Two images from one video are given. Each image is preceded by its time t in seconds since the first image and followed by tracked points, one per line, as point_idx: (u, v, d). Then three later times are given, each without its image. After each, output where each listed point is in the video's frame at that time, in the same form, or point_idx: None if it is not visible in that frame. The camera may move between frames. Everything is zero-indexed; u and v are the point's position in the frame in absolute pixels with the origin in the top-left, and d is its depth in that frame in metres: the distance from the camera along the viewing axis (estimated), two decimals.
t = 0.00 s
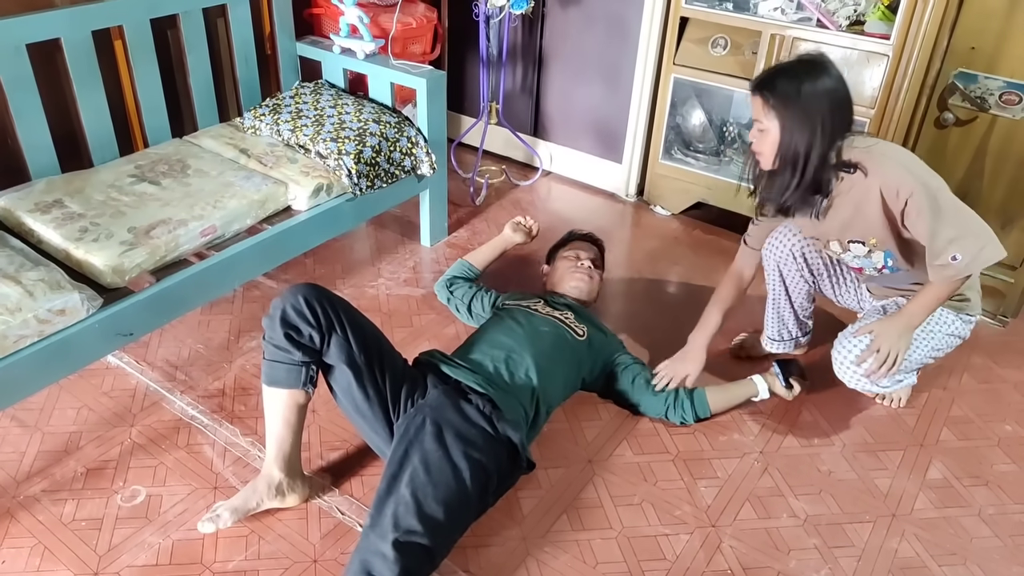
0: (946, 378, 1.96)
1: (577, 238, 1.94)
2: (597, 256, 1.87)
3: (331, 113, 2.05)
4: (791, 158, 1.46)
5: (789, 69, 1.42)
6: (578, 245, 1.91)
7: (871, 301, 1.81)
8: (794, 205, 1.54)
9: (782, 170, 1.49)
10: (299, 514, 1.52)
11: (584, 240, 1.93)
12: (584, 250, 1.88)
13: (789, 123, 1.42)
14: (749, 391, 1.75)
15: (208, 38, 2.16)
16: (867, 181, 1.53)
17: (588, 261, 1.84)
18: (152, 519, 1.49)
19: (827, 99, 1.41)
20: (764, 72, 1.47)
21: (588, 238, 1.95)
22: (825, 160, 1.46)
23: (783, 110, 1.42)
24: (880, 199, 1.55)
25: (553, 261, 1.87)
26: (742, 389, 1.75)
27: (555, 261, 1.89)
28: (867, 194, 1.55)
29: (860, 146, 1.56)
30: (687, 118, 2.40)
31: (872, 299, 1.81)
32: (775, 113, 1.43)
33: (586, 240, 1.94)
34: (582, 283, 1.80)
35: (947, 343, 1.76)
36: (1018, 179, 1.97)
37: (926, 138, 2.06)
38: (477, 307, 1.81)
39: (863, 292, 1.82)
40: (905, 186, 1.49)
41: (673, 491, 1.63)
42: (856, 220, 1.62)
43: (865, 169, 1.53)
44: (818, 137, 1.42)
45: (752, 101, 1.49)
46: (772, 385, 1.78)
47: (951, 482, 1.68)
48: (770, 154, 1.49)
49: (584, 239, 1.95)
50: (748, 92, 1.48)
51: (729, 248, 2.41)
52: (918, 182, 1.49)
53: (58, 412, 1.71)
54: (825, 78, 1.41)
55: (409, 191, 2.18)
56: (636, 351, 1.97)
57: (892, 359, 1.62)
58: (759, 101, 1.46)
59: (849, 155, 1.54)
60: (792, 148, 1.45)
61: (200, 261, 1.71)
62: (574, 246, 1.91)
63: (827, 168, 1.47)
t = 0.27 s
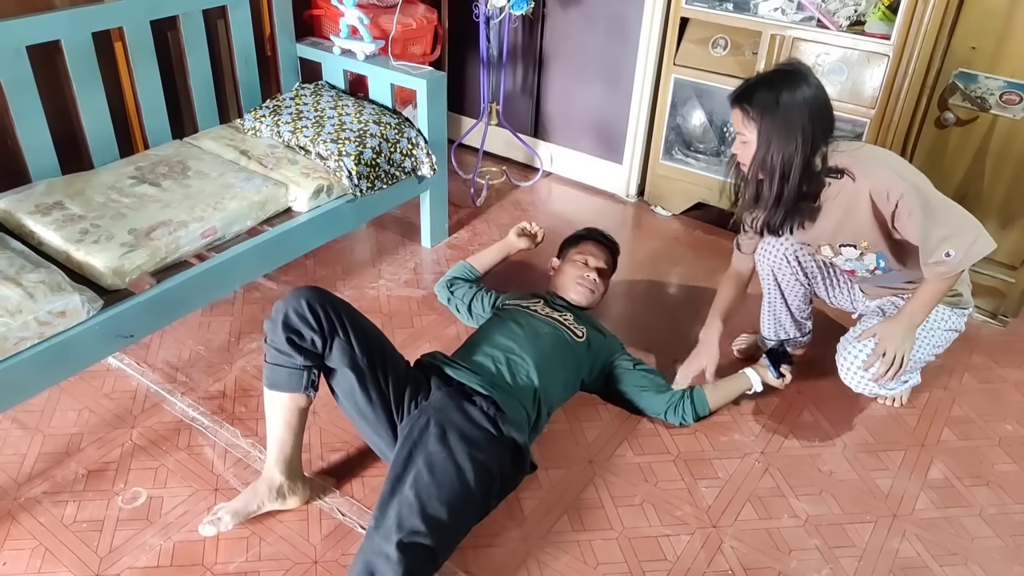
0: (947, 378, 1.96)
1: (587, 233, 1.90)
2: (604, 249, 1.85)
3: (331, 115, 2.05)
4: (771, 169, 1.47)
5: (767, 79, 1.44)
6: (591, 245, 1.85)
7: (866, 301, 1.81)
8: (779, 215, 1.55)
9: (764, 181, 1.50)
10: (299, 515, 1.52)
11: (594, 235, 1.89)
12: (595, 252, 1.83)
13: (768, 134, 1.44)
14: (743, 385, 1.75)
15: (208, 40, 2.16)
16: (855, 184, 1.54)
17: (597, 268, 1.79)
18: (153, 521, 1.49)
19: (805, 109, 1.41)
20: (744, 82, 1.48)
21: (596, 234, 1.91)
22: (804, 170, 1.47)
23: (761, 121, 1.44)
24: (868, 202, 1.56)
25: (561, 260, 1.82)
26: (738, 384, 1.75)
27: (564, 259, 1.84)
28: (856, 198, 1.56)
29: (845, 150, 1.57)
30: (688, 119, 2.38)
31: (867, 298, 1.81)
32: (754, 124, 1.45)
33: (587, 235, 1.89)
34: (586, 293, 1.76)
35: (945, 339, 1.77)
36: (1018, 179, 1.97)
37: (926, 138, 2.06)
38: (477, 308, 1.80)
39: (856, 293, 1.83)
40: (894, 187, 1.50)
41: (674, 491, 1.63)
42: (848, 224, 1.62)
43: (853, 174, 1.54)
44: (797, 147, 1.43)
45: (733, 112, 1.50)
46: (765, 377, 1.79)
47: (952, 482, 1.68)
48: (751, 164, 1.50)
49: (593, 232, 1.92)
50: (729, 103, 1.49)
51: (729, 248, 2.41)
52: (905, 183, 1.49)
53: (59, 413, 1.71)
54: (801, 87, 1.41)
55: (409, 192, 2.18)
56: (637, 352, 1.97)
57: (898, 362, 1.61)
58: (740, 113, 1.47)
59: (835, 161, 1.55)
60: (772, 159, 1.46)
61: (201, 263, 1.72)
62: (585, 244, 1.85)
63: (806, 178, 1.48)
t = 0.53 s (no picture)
0: (945, 377, 1.96)
1: (581, 228, 1.85)
2: (591, 244, 1.81)
3: (329, 117, 2.05)
4: (768, 174, 1.48)
5: (761, 84, 1.44)
6: (581, 241, 1.80)
7: (861, 300, 1.82)
8: (778, 219, 1.56)
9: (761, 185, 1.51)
10: (298, 518, 1.51)
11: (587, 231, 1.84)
12: (586, 250, 1.78)
13: (763, 139, 1.44)
14: (734, 379, 1.75)
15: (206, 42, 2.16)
16: (850, 192, 1.53)
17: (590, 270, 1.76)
18: (151, 524, 1.49)
19: (799, 113, 1.42)
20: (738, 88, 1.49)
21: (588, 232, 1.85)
22: (800, 175, 1.47)
23: (756, 126, 1.44)
24: (861, 212, 1.55)
25: (552, 260, 1.77)
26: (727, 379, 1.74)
27: (553, 256, 1.79)
28: (850, 208, 1.56)
29: (841, 156, 1.56)
30: (686, 119, 2.38)
31: (862, 297, 1.81)
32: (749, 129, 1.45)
33: (571, 230, 1.83)
34: (581, 296, 1.75)
35: (936, 338, 1.76)
36: (1016, 179, 1.97)
37: (924, 138, 2.06)
38: (471, 309, 1.79)
39: (852, 292, 1.83)
40: (887, 198, 1.50)
41: (673, 492, 1.63)
42: (842, 231, 1.62)
43: (847, 182, 1.54)
44: (792, 151, 1.44)
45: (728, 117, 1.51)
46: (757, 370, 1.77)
47: (950, 481, 1.68)
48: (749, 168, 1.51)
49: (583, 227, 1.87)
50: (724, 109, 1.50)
51: (727, 248, 2.41)
52: (898, 193, 1.49)
53: (56, 417, 1.71)
54: (794, 91, 1.41)
55: (407, 194, 2.18)
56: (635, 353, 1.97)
57: (881, 358, 1.62)
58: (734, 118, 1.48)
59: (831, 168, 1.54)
60: (768, 164, 1.46)
61: (199, 265, 1.72)
62: (573, 240, 1.80)
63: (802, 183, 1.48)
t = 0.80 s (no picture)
0: (944, 377, 1.97)
1: (564, 224, 1.84)
2: (564, 238, 1.78)
3: (328, 120, 2.06)
4: (772, 173, 1.48)
5: (768, 83, 1.44)
6: (555, 232, 1.78)
7: (858, 298, 1.82)
8: (780, 219, 1.56)
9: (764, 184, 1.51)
10: (298, 519, 1.52)
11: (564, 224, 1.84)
12: (562, 241, 1.77)
13: (769, 138, 1.45)
14: (720, 378, 1.73)
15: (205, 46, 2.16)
16: (846, 197, 1.54)
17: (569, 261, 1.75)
18: (151, 527, 1.49)
19: (806, 114, 1.42)
20: (744, 86, 1.49)
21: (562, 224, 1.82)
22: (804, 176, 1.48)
23: (761, 125, 1.45)
24: (856, 216, 1.56)
25: (530, 256, 1.75)
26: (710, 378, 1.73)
27: (530, 251, 1.77)
28: (846, 211, 1.56)
29: (841, 159, 1.55)
30: (684, 121, 2.39)
31: (859, 295, 1.81)
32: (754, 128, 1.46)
33: (543, 224, 1.80)
34: (566, 285, 1.75)
35: (930, 340, 1.76)
36: (1013, 179, 1.97)
37: (921, 139, 2.07)
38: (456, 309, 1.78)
39: (849, 290, 1.83)
40: (882, 204, 1.50)
41: (672, 493, 1.63)
42: (836, 235, 1.63)
43: (842, 186, 1.53)
44: (797, 152, 1.44)
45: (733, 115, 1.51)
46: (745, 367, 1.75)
47: (949, 481, 1.68)
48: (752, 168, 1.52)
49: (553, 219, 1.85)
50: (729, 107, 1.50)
51: (726, 250, 2.41)
52: (895, 199, 1.50)
53: (56, 420, 1.71)
54: (801, 91, 1.42)
55: (407, 196, 2.18)
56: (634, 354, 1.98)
57: (869, 356, 1.62)
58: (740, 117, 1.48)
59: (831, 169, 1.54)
60: (772, 163, 1.47)
61: (198, 268, 1.72)
62: (546, 233, 1.78)
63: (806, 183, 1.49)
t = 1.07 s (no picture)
0: (944, 378, 1.97)
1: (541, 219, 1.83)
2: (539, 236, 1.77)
3: (328, 120, 2.06)
4: (762, 174, 1.48)
5: (756, 85, 1.44)
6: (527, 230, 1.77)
7: (852, 299, 1.81)
8: (772, 218, 1.56)
9: (755, 184, 1.52)
10: (298, 519, 1.52)
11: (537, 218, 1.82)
12: (535, 236, 1.76)
13: (759, 140, 1.45)
14: (694, 381, 1.65)
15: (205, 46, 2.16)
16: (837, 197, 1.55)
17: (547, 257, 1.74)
18: (151, 526, 1.49)
19: (793, 115, 1.42)
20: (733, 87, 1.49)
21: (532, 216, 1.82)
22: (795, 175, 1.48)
23: (750, 126, 1.45)
24: (848, 215, 1.57)
25: (509, 255, 1.74)
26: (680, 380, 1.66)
27: (508, 250, 1.76)
28: (839, 210, 1.57)
29: (829, 160, 1.56)
30: (684, 121, 2.39)
31: (854, 297, 1.81)
32: (744, 129, 1.46)
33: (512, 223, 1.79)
34: (550, 275, 1.74)
35: (928, 336, 1.76)
36: (1014, 180, 1.97)
37: (921, 140, 2.07)
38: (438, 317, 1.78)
39: (844, 292, 1.82)
40: (873, 203, 1.51)
41: (672, 493, 1.63)
42: (830, 235, 1.64)
43: (834, 186, 1.54)
44: (786, 152, 1.44)
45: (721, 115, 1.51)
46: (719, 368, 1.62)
47: (949, 481, 1.68)
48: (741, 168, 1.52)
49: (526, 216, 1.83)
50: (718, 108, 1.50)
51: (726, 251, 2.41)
52: (887, 198, 1.50)
53: (57, 420, 1.71)
54: (789, 93, 1.42)
55: (407, 196, 2.18)
56: (635, 355, 1.98)
57: (870, 358, 1.63)
58: (729, 117, 1.48)
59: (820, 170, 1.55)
60: (762, 164, 1.47)
61: (198, 268, 1.72)
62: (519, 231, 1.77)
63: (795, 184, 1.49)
